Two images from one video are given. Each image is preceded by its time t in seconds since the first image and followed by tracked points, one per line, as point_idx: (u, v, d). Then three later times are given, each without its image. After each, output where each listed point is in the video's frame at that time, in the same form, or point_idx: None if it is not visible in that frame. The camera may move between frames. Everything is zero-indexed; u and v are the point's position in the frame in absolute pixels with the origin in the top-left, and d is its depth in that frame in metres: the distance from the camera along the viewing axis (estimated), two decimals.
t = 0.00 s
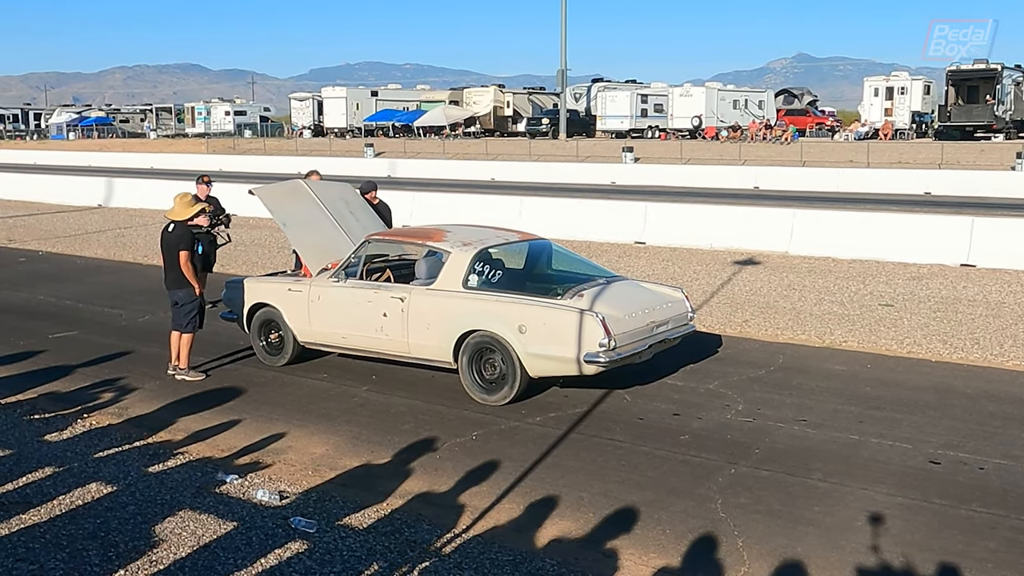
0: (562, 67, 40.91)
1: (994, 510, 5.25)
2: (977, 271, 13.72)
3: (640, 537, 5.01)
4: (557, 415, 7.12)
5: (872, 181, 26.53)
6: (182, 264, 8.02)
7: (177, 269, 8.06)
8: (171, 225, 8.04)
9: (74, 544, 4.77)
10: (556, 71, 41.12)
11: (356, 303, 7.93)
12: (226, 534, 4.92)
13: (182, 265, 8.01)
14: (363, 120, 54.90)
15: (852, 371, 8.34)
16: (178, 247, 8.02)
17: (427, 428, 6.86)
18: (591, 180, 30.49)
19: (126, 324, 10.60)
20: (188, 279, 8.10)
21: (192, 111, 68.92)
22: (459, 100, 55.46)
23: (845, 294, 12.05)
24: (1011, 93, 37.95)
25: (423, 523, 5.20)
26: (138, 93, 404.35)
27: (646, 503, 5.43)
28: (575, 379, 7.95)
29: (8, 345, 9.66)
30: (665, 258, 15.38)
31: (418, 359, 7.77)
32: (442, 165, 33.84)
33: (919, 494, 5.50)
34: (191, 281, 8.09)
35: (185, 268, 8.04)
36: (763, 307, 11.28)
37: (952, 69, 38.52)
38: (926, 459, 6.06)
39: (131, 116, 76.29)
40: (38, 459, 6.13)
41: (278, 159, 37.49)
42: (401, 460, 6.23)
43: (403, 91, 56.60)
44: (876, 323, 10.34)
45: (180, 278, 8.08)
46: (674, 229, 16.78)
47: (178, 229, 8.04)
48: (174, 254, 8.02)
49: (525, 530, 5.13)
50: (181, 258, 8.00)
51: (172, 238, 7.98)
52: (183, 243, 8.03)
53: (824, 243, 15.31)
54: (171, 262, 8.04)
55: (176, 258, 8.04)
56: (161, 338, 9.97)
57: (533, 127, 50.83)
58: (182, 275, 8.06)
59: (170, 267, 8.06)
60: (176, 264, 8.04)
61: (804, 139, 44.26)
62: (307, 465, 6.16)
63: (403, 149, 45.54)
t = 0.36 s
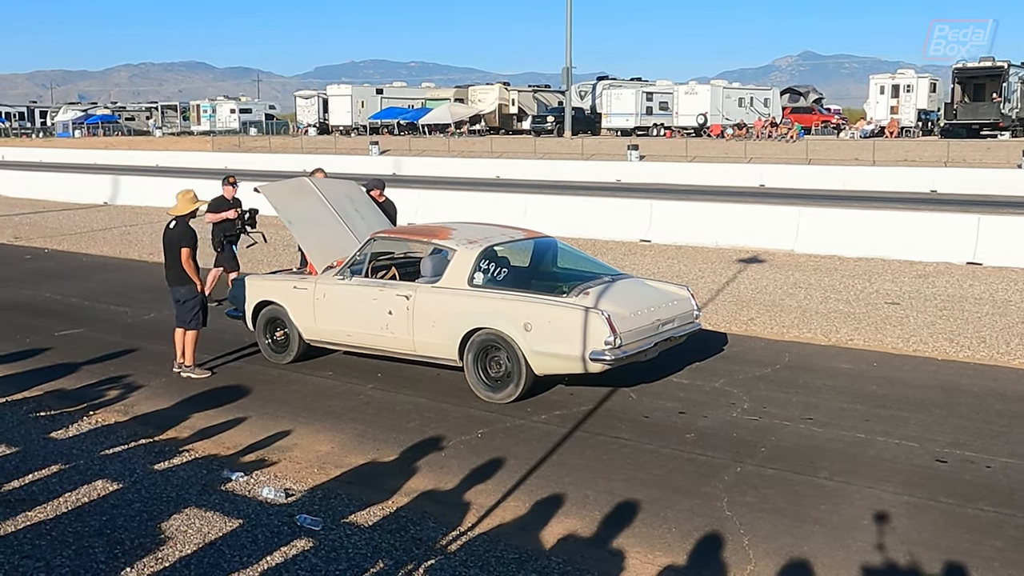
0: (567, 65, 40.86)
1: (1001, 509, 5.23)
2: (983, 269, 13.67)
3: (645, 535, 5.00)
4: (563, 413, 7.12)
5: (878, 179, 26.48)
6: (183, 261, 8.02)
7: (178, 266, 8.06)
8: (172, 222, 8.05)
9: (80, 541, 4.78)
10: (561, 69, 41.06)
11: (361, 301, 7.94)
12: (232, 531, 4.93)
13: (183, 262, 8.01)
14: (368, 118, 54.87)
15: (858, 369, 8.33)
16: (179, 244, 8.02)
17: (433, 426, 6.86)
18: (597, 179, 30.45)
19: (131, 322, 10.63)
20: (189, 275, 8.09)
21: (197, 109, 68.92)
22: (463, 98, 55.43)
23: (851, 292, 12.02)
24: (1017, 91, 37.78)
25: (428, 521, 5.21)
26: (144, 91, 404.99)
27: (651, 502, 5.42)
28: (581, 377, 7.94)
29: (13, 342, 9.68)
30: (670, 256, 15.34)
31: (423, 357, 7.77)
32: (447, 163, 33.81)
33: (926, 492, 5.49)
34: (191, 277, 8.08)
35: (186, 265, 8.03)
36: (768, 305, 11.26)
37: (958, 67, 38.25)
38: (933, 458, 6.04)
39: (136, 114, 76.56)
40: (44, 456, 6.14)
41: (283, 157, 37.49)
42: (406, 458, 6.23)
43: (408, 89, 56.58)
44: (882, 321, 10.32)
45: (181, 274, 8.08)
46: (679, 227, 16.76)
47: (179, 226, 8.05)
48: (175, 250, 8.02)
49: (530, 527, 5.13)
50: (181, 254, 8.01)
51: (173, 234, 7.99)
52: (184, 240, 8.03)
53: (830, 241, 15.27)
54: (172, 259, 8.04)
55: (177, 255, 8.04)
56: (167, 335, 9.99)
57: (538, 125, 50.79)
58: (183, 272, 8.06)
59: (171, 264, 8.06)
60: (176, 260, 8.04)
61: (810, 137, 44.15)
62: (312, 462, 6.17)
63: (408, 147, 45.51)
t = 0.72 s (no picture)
0: (573, 62, 40.82)
1: (1008, 508, 5.22)
2: (990, 267, 13.64)
3: (651, 533, 5.00)
4: (568, 410, 7.12)
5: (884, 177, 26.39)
6: (181, 257, 8.01)
7: (177, 262, 8.07)
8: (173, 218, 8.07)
9: (86, 538, 4.79)
10: (567, 67, 41.03)
11: (367, 299, 7.94)
12: (238, 528, 4.93)
13: (180, 258, 8.01)
14: (374, 116, 54.87)
15: (865, 367, 8.31)
16: (178, 240, 8.02)
17: (438, 424, 6.86)
18: (603, 176, 30.44)
19: (137, 319, 10.64)
20: (188, 272, 8.08)
21: (204, 106, 69.00)
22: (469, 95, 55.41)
23: (858, 290, 12.00)
24: None
25: (434, 518, 5.21)
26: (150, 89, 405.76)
27: (657, 500, 5.42)
28: (586, 375, 7.94)
29: (19, 339, 9.71)
30: (676, 254, 15.31)
31: (428, 354, 7.77)
32: (453, 161, 33.81)
33: (933, 491, 5.47)
34: (190, 275, 8.07)
35: (183, 261, 8.03)
36: (774, 303, 11.24)
37: (965, 64, 38.04)
38: (939, 456, 6.03)
39: (142, 112, 76.74)
40: (50, 453, 6.16)
41: (289, 154, 37.49)
42: (412, 455, 6.23)
43: (414, 87, 56.60)
44: (889, 319, 10.30)
45: (180, 271, 8.08)
46: (685, 225, 16.75)
47: (179, 222, 8.05)
48: (174, 247, 8.03)
49: (535, 525, 5.13)
50: (180, 250, 8.00)
51: (171, 230, 8.00)
52: (183, 236, 8.02)
53: (836, 239, 15.24)
54: (170, 255, 8.06)
55: (176, 251, 8.05)
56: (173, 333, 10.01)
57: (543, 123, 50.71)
58: (182, 268, 8.06)
59: (172, 260, 8.08)
60: (175, 256, 8.05)
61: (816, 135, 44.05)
62: (317, 460, 6.17)
63: (414, 145, 45.51)
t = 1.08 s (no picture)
0: (578, 61, 40.79)
1: (1014, 508, 5.20)
2: (996, 266, 13.59)
3: (656, 532, 4.99)
4: (573, 409, 7.11)
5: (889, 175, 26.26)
6: (186, 254, 8.02)
7: (182, 259, 8.07)
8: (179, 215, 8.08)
9: (91, 536, 4.80)
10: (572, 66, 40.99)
11: (372, 297, 7.94)
12: (243, 527, 4.94)
13: (185, 256, 8.01)
14: (378, 115, 54.85)
15: (870, 366, 8.29)
16: (183, 237, 8.02)
17: (443, 423, 6.86)
18: (608, 175, 30.41)
19: (143, 318, 10.67)
20: (193, 270, 8.08)
21: (209, 105, 69.08)
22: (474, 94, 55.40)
23: (863, 289, 11.96)
24: None
25: (438, 517, 5.21)
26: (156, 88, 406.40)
27: (661, 498, 5.42)
28: (592, 374, 7.93)
29: (26, 338, 9.73)
30: (681, 253, 15.28)
31: (433, 353, 7.78)
32: (458, 160, 33.81)
33: (939, 490, 5.46)
34: (194, 272, 8.07)
35: (188, 258, 8.03)
36: (780, 302, 11.23)
37: (971, 63, 37.86)
38: (945, 455, 6.01)
39: (148, 111, 76.88)
40: (55, 451, 6.17)
41: (293, 154, 37.50)
42: (417, 454, 6.23)
43: (419, 86, 56.59)
44: (895, 318, 10.28)
45: (186, 269, 8.09)
46: (689, 224, 16.75)
47: (185, 219, 8.06)
48: (179, 244, 8.04)
49: (540, 524, 5.13)
50: (185, 248, 8.01)
51: (177, 227, 8.01)
52: (188, 233, 8.02)
53: (842, 238, 15.20)
54: (176, 253, 8.07)
55: (181, 248, 8.05)
56: (179, 331, 10.03)
57: (548, 121, 50.66)
58: (187, 266, 8.06)
59: (177, 258, 8.09)
60: (180, 254, 8.05)
61: (821, 134, 43.96)
62: (323, 458, 6.17)
63: (419, 143, 45.51)
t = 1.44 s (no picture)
0: (581, 60, 40.77)
1: (1019, 507, 5.19)
2: (999, 265, 13.58)
3: (660, 532, 4.99)
4: (576, 409, 7.10)
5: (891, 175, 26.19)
6: (198, 256, 8.03)
7: (194, 261, 8.08)
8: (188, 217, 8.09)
9: (95, 536, 4.80)
10: (575, 66, 40.98)
11: (375, 297, 7.94)
12: (247, 526, 4.94)
13: (198, 257, 8.02)
14: (381, 114, 54.82)
15: (874, 366, 8.28)
16: (195, 238, 8.03)
17: (447, 422, 6.86)
18: (611, 174, 30.42)
19: (146, 317, 10.67)
20: (205, 271, 8.10)
21: (212, 105, 69.09)
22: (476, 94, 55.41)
23: (867, 289, 11.95)
24: None
25: (442, 517, 5.21)
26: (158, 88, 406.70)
27: (665, 498, 5.41)
28: (594, 373, 7.93)
29: (29, 337, 9.74)
30: (684, 253, 15.27)
31: (436, 352, 7.78)
32: (461, 160, 33.81)
33: (942, 490, 5.45)
34: (207, 274, 8.08)
35: (200, 260, 8.04)
36: (782, 302, 11.22)
37: (974, 62, 37.77)
38: (948, 455, 6.00)
39: (150, 110, 77.10)
40: (59, 451, 6.18)
41: (296, 153, 37.51)
42: (421, 454, 6.23)
43: (422, 85, 56.59)
44: (898, 317, 10.27)
45: (198, 271, 8.10)
46: (693, 223, 16.74)
47: (194, 220, 8.07)
48: (191, 245, 8.05)
49: (544, 524, 5.13)
50: (197, 249, 8.02)
51: (188, 229, 8.01)
52: (199, 234, 8.04)
53: (844, 238, 15.18)
54: (187, 255, 8.07)
55: (192, 249, 8.05)
56: (182, 331, 10.03)
57: (552, 121, 49.76)
58: (199, 267, 8.07)
59: (189, 260, 8.09)
60: (191, 256, 8.06)
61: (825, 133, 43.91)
62: (326, 458, 6.18)
63: (422, 143, 45.51)
